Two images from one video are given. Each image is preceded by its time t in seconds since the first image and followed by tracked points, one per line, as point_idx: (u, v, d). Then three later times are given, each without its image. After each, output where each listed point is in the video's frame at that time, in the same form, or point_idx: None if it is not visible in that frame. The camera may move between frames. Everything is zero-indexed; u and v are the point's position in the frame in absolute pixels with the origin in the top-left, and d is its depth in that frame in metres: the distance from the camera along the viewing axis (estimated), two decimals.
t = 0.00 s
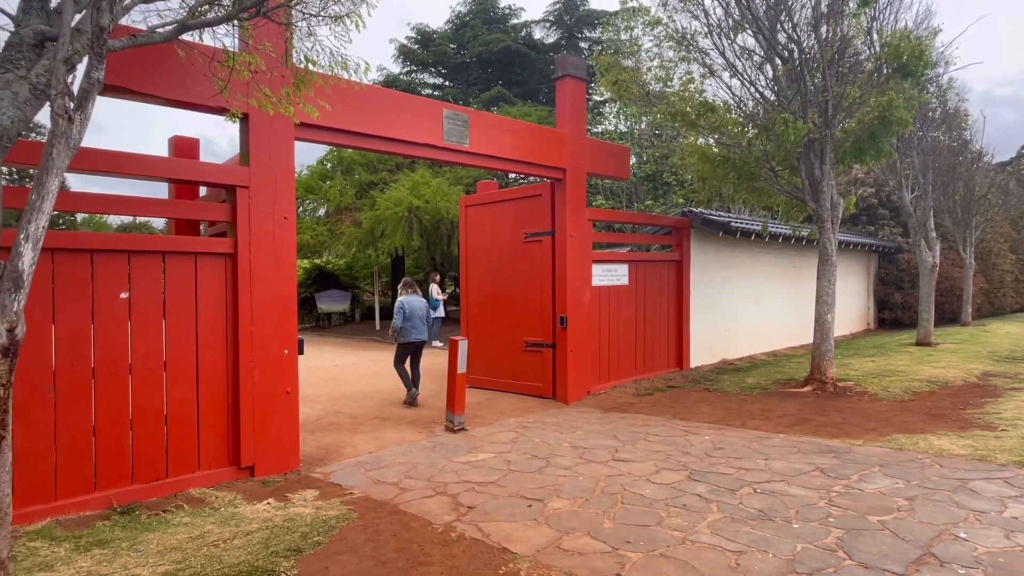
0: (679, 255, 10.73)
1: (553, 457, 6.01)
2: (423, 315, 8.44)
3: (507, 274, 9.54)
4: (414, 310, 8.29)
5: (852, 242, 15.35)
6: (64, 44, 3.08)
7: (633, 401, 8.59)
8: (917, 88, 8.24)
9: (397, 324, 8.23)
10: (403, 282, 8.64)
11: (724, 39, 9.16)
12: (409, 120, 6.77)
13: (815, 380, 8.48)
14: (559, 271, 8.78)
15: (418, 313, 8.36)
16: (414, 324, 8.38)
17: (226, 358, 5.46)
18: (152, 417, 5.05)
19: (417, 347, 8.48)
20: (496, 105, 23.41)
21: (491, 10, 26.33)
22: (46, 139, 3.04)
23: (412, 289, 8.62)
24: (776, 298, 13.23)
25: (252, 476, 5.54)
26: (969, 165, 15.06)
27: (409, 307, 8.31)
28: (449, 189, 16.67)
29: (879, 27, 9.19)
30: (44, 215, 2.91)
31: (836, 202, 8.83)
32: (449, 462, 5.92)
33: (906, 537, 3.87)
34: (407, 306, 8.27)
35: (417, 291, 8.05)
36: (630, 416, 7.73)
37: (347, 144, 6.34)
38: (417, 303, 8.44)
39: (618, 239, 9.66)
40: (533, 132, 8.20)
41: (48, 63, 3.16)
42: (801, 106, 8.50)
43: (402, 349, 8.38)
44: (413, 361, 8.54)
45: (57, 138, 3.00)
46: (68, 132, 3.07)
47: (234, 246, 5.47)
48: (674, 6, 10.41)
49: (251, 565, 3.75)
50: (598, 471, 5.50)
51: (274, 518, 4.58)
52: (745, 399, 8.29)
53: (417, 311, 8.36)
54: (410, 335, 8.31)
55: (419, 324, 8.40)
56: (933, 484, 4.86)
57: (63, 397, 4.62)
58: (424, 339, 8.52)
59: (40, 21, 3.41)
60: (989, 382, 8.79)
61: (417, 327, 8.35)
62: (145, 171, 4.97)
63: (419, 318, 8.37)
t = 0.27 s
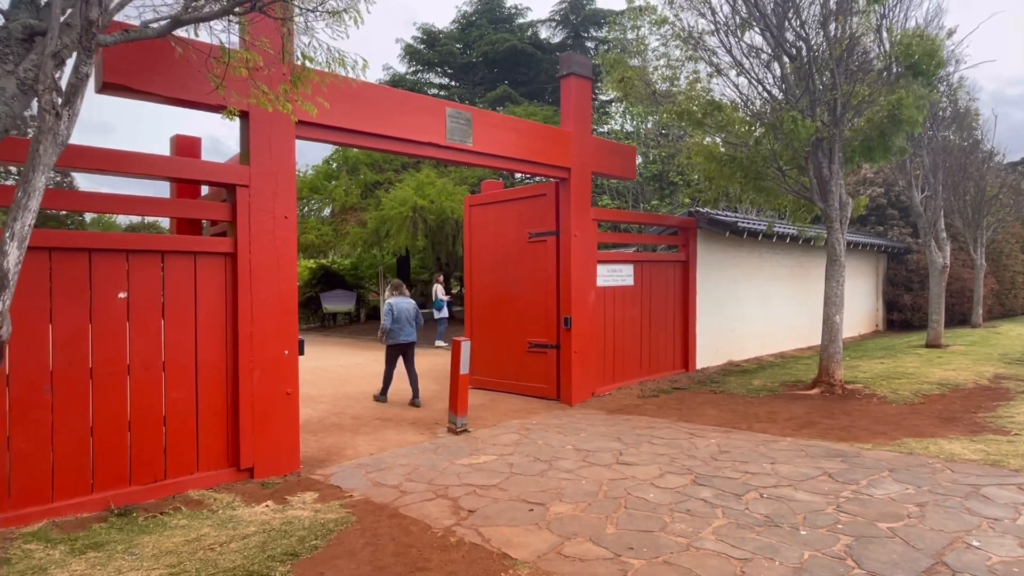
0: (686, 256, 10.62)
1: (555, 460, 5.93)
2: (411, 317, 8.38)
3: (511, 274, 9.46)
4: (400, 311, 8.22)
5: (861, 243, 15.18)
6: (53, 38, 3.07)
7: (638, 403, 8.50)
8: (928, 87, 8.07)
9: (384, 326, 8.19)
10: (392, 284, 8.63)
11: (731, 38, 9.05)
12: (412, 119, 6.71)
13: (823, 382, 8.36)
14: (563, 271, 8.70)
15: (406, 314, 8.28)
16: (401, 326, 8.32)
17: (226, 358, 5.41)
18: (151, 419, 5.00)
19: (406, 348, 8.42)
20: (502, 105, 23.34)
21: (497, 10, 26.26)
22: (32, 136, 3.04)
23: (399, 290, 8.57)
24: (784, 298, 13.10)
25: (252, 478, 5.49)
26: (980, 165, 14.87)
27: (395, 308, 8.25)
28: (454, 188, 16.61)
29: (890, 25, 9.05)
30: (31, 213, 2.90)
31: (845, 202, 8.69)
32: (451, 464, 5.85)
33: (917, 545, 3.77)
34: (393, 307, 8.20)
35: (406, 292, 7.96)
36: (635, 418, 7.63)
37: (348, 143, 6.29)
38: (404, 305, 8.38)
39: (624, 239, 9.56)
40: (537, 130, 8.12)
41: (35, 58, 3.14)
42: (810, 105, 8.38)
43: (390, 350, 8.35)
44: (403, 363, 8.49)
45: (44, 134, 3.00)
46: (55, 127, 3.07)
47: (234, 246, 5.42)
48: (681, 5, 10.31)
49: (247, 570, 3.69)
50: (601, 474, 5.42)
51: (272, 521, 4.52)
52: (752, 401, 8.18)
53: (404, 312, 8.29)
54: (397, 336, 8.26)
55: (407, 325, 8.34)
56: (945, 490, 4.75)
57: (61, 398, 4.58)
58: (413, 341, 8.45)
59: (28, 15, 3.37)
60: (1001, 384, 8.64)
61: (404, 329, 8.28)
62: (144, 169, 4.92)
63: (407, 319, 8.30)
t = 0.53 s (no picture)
0: (690, 257, 10.48)
1: (554, 465, 5.81)
2: (394, 315, 8.30)
3: (513, 276, 9.35)
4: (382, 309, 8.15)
5: (869, 244, 14.99)
6: (23, 29, 3.08)
7: (641, 406, 8.36)
8: (937, 86, 7.89)
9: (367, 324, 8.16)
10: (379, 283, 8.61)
11: (736, 36, 8.91)
12: (410, 117, 6.61)
13: (829, 386, 8.20)
14: (565, 272, 8.57)
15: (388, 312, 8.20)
16: (385, 324, 8.26)
17: (219, 360, 5.32)
18: (141, 421, 4.92)
19: (392, 347, 8.36)
20: (507, 105, 23.25)
21: (502, 10, 26.18)
22: None
23: (384, 289, 8.54)
24: (790, 300, 12.92)
25: (244, 482, 5.40)
26: (991, 165, 14.63)
27: (378, 306, 8.21)
28: (457, 189, 16.51)
29: (899, 22, 8.87)
30: None
31: (852, 202, 8.52)
32: (447, 469, 5.73)
33: (925, 557, 3.63)
34: (375, 305, 8.15)
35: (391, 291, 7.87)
36: (637, 422, 7.50)
37: (345, 141, 6.19)
38: (387, 303, 8.32)
39: (627, 240, 9.43)
40: (538, 129, 8.00)
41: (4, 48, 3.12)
42: (816, 103, 8.23)
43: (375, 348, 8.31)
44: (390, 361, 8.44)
45: (12, 126, 2.99)
46: (23, 120, 3.06)
47: (227, 245, 5.33)
48: (686, 4, 10.18)
49: None
50: (600, 480, 5.30)
51: (261, 526, 4.42)
52: (757, 405, 8.03)
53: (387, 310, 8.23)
54: (380, 335, 8.21)
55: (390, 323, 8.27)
56: (954, 499, 4.59)
57: (48, 400, 4.50)
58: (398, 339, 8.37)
59: None
60: (1012, 389, 8.45)
61: (387, 327, 8.21)
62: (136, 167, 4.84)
63: (390, 317, 8.23)
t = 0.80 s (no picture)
0: (696, 258, 10.30)
1: (552, 471, 5.66)
2: (383, 315, 8.23)
3: (514, 277, 9.22)
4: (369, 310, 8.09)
5: (878, 246, 14.76)
6: None
7: (643, 410, 8.21)
8: (949, 84, 7.66)
9: (355, 324, 8.15)
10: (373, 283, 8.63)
11: (743, 34, 8.74)
12: (408, 115, 6.49)
13: (837, 392, 8.01)
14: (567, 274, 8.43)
15: (376, 313, 8.14)
16: (374, 324, 8.21)
17: (209, 362, 5.22)
18: (129, 424, 4.82)
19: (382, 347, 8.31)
20: (513, 105, 23.13)
21: (509, 10, 26.07)
22: None
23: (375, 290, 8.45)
24: (798, 303, 12.71)
25: (235, 487, 5.30)
26: (1004, 166, 14.37)
27: (365, 307, 8.17)
28: (461, 189, 16.39)
29: (911, 19, 8.66)
30: None
31: (861, 203, 8.33)
32: (442, 475, 5.60)
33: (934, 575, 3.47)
34: (362, 306, 8.11)
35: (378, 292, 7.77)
36: (639, 427, 7.35)
37: (340, 140, 6.08)
38: (376, 303, 8.26)
39: (631, 241, 9.28)
40: (540, 128, 7.86)
41: None
42: (824, 102, 8.05)
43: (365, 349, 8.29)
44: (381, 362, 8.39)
45: None
46: None
47: (219, 246, 5.23)
48: (694, 2, 10.01)
49: None
50: (598, 488, 5.15)
51: (248, 534, 4.30)
52: (762, 410, 7.86)
53: (374, 311, 8.17)
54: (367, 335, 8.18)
55: (379, 324, 8.21)
56: (966, 511, 4.42)
57: (33, 403, 4.41)
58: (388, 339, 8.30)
59: None
60: None
61: (375, 327, 8.15)
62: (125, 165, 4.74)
63: (378, 318, 8.16)
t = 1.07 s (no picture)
0: (702, 259, 10.10)
1: (551, 477, 5.48)
2: (376, 312, 8.16)
3: (517, 277, 9.05)
4: (362, 307, 8.02)
5: (890, 248, 14.49)
6: None
7: (648, 414, 8.02)
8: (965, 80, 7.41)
9: (347, 321, 8.10)
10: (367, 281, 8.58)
11: (753, 30, 8.53)
12: (408, 111, 6.33)
13: (847, 397, 7.80)
14: (570, 274, 8.25)
15: (368, 309, 8.07)
16: (366, 322, 8.16)
17: (199, 363, 5.09)
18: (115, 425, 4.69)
19: (374, 345, 8.24)
20: (519, 104, 22.97)
21: (516, 9, 25.93)
22: None
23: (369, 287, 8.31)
24: (807, 305, 12.48)
25: (225, 490, 5.16)
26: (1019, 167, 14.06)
27: (358, 304, 8.11)
28: (466, 188, 16.24)
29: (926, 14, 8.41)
30: None
31: (873, 203, 8.09)
32: (438, 480, 5.44)
33: None
34: (354, 303, 8.05)
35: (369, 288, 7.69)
36: (643, 432, 7.15)
37: (337, 136, 5.92)
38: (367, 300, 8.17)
39: (637, 241, 9.09)
40: (542, 125, 7.69)
41: None
42: (835, 99, 7.82)
43: (357, 346, 8.23)
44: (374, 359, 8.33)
45: None
46: None
47: (210, 243, 5.09)
48: None
49: None
50: (598, 495, 4.97)
51: (234, 541, 4.16)
52: (770, 415, 7.65)
53: (367, 307, 8.10)
54: (359, 332, 8.12)
55: (371, 321, 8.14)
56: (983, 524, 4.22)
57: (15, 403, 4.28)
58: (381, 337, 8.23)
59: None
60: None
61: (367, 324, 8.09)
62: (113, 159, 4.61)
63: (370, 315, 8.08)
